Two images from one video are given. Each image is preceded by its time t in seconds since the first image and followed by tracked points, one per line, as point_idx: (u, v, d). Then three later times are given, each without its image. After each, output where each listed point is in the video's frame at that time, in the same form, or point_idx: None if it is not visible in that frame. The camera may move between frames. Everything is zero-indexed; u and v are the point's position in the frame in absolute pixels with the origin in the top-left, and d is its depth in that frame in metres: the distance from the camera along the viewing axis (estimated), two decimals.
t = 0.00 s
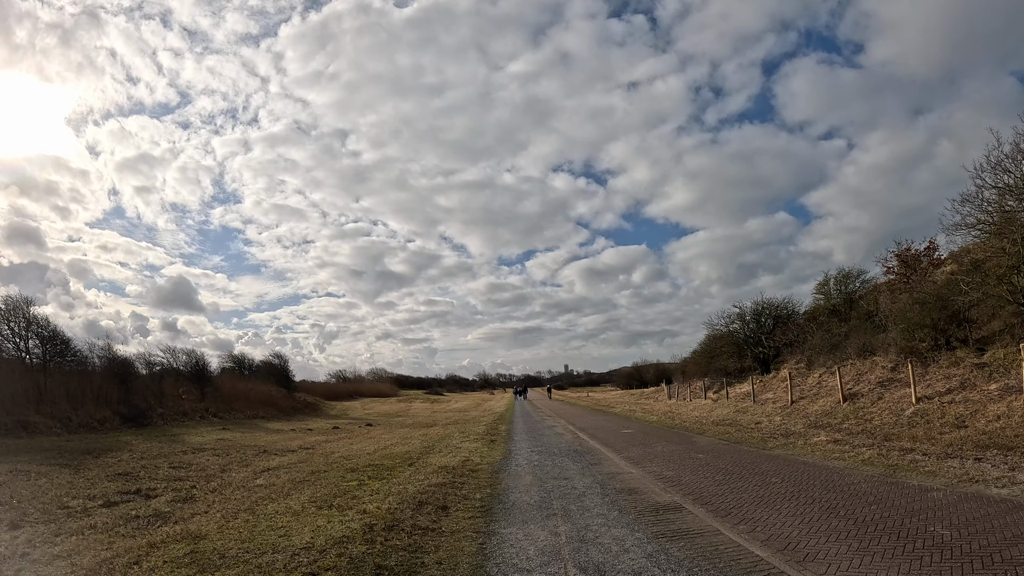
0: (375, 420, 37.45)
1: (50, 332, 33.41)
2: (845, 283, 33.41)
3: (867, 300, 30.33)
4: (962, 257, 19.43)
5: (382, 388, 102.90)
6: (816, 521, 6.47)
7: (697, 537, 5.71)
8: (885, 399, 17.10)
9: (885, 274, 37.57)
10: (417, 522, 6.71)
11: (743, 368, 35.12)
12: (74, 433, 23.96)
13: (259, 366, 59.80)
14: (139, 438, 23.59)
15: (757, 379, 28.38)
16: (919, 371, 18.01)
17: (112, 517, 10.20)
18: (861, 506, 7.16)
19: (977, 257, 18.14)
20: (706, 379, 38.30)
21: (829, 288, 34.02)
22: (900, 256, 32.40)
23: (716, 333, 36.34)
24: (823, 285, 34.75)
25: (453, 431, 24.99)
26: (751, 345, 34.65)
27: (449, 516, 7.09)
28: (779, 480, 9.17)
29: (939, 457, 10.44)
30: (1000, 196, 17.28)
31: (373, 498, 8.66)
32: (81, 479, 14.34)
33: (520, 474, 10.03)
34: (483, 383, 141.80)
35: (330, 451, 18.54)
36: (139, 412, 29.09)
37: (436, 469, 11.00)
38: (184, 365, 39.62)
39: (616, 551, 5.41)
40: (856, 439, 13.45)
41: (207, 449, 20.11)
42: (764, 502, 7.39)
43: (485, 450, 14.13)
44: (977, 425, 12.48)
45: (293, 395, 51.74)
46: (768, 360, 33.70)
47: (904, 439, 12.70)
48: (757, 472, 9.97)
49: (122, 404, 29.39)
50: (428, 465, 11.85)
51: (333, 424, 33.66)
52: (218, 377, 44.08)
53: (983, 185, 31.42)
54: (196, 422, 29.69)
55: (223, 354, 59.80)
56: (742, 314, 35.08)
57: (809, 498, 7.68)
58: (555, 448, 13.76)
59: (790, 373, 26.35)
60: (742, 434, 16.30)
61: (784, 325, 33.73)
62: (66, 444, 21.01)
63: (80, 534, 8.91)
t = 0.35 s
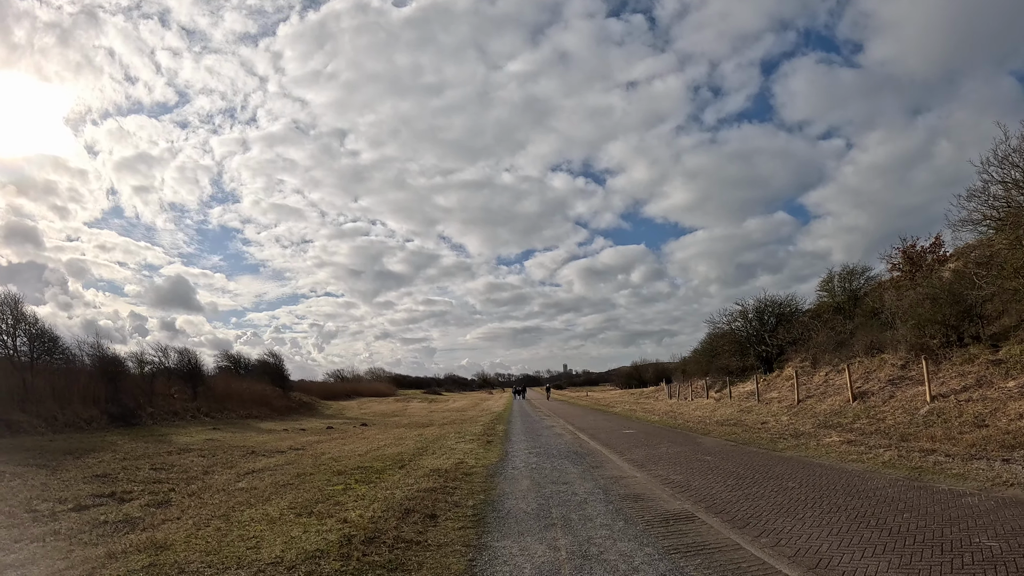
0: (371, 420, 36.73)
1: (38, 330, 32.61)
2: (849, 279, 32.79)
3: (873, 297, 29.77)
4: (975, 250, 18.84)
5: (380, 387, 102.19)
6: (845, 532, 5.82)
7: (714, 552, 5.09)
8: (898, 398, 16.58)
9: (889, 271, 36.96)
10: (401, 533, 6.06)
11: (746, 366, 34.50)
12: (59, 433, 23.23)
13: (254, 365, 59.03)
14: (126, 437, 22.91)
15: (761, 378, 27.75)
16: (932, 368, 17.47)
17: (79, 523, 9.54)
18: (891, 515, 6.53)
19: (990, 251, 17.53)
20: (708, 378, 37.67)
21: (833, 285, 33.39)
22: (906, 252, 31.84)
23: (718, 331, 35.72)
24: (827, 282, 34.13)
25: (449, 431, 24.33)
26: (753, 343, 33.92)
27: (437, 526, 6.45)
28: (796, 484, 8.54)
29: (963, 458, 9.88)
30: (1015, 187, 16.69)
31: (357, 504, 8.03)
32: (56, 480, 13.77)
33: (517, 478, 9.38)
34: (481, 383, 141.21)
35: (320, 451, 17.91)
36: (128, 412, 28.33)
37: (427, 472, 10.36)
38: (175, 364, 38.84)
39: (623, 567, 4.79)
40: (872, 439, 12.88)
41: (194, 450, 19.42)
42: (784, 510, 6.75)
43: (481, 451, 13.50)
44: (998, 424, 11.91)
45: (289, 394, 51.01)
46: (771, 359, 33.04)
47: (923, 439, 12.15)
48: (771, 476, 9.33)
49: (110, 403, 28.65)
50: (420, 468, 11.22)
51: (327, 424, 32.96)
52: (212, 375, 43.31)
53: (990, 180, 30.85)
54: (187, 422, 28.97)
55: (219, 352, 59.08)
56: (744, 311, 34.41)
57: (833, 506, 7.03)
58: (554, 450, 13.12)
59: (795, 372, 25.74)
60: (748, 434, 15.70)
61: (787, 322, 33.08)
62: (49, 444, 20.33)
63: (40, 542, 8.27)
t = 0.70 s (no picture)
0: (366, 421, 36.01)
1: (26, 328, 31.87)
2: (854, 278, 32.15)
3: (880, 295, 29.16)
4: (990, 247, 18.22)
5: (378, 387, 101.39)
6: (884, 554, 5.18)
7: None
8: (912, 400, 16.06)
9: (894, 270, 36.34)
10: (382, 555, 5.41)
11: (750, 366, 33.86)
12: (43, 434, 22.51)
13: (250, 364, 58.32)
14: (112, 439, 22.19)
15: (765, 378, 27.15)
16: (947, 369, 16.91)
17: (44, 533, 8.93)
18: (932, 536, 5.89)
19: (1006, 247, 16.93)
20: (710, 379, 37.00)
21: (838, 284, 32.75)
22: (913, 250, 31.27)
23: (721, 330, 35.08)
24: (832, 281, 33.51)
25: (446, 433, 23.64)
26: (757, 343, 33.21)
27: (424, 545, 5.82)
28: (818, 496, 7.89)
29: (994, 465, 9.30)
30: None
31: (340, 517, 7.39)
32: (30, 484, 13.14)
33: (514, 487, 8.71)
34: (480, 382, 140.64)
35: (310, 455, 17.24)
36: (117, 412, 27.59)
37: (419, 480, 9.69)
38: (168, 364, 38.01)
39: None
40: (891, 444, 12.31)
41: (181, 452, 18.76)
42: (810, 528, 6.09)
43: (478, 455, 12.83)
44: (1023, 427, 11.30)
45: (285, 394, 50.24)
46: (775, 359, 32.37)
47: (945, 443, 11.57)
48: (789, 486, 8.68)
49: (100, 403, 27.86)
50: (412, 474, 10.59)
51: (322, 425, 32.25)
52: (206, 375, 42.56)
53: (999, 177, 30.27)
54: (178, 423, 28.22)
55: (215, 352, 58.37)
56: (747, 310, 33.73)
57: (864, 522, 6.37)
58: (555, 454, 12.44)
59: (801, 372, 25.10)
60: (758, 438, 15.06)
61: (792, 321, 32.41)
62: (31, 445, 19.65)
63: None
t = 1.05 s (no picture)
0: (363, 421, 35.33)
1: (14, 325, 31.13)
2: (861, 275, 31.48)
3: (887, 292, 28.52)
4: (1007, 241, 17.57)
5: (377, 386, 100.63)
6: None
7: None
8: (928, 400, 15.51)
9: (900, 267, 35.67)
10: None
11: (754, 365, 33.21)
12: (28, 434, 21.80)
13: (248, 363, 57.61)
14: (99, 439, 21.51)
15: (771, 377, 26.54)
16: (964, 369, 16.32)
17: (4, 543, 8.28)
18: (986, 554, 5.23)
19: None
20: (714, 378, 36.35)
21: (844, 281, 32.11)
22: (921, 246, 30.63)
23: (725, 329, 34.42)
24: (837, 278, 32.86)
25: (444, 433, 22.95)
26: (762, 342, 32.54)
27: (412, 565, 5.17)
28: (847, 506, 7.24)
29: None
30: None
31: (322, 530, 6.74)
32: (2, 487, 12.50)
33: (515, 495, 8.04)
34: (479, 381, 139.93)
35: (301, 457, 16.59)
36: (106, 411, 26.85)
37: (411, 486, 9.02)
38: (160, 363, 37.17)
39: None
40: (912, 447, 11.72)
41: (168, 453, 18.10)
42: (848, 546, 5.43)
43: (475, 458, 12.15)
44: None
45: (281, 393, 49.52)
46: (779, 358, 31.70)
47: (970, 445, 10.97)
48: (814, 495, 8.03)
49: (88, 403, 27.07)
50: (405, 479, 9.94)
51: (316, 425, 31.56)
52: (200, 374, 41.83)
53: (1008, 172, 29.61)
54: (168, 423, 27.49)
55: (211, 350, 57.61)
56: (752, 309, 33.07)
57: (907, 537, 5.71)
58: (556, 457, 11.77)
59: (808, 371, 24.46)
60: (769, 440, 14.40)
61: (797, 320, 31.77)
62: (13, 446, 18.97)
63: None
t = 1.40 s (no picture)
0: (359, 420, 34.63)
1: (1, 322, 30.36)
2: (866, 272, 30.88)
3: (894, 288, 27.89)
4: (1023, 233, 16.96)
5: (375, 386, 99.87)
6: None
7: None
8: (944, 398, 15.00)
9: (906, 264, 35.06)
10: None
11: (758, 364, 32.57)
12: (9, 434, 21.07)
13: (245, 362, 56.88)
14: (83, 438, 20.81)
15: (776, 376, 25.97)
16: (981, 366, 15.74)
17: None
18: None
19: None
20: (716, 377, 35.71)
21: (849, 279, 31.50)
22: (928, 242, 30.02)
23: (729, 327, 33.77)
24: (842, 274, 32.24)
25: (440, 433, 22.27)
26: (766, 340, 31.88)
27: None
28: (877, 516, 6.58)
29: None
30: None
31: (296, 541, 6.08)
32: None
33: (511, 501, 7.36)
34: (478, 381, 139.28)
35: (290, 457, 15.93)
36: (94, 411, 26.09)
37: (399, 490, 8.36)
38: (152, 362, 36.39)
39: None
40: (932, 447, 11.15)
41: (152, 454, 17.41)
42: (886, 561, 4.80)
43: (471, 460, 11.45)
44: None
45: (277, 392, 48.78)
46: (783, 356, 31.06)
47: (994, 444, 10.40)
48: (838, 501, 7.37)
49: (76, 401, 26.33)
50: (393, 482, 9.27)
51: (311, 424, 30.86)
52: (194, 373, 41.04)
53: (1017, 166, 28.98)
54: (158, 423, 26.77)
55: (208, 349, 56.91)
56: (755, 306, 32.43)
57: (954, 553, 5.04)
58: (556, 459, 11.11)
59: (815, 370, 23.80)
60: (779, 440, 13.77)
61: (802, 317, 31.12)
62: None
63: None
